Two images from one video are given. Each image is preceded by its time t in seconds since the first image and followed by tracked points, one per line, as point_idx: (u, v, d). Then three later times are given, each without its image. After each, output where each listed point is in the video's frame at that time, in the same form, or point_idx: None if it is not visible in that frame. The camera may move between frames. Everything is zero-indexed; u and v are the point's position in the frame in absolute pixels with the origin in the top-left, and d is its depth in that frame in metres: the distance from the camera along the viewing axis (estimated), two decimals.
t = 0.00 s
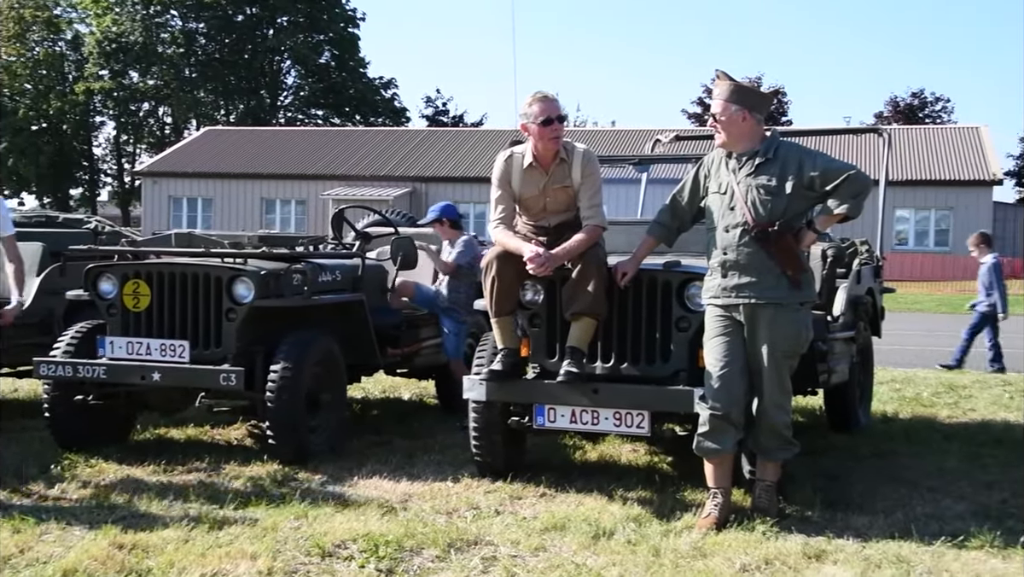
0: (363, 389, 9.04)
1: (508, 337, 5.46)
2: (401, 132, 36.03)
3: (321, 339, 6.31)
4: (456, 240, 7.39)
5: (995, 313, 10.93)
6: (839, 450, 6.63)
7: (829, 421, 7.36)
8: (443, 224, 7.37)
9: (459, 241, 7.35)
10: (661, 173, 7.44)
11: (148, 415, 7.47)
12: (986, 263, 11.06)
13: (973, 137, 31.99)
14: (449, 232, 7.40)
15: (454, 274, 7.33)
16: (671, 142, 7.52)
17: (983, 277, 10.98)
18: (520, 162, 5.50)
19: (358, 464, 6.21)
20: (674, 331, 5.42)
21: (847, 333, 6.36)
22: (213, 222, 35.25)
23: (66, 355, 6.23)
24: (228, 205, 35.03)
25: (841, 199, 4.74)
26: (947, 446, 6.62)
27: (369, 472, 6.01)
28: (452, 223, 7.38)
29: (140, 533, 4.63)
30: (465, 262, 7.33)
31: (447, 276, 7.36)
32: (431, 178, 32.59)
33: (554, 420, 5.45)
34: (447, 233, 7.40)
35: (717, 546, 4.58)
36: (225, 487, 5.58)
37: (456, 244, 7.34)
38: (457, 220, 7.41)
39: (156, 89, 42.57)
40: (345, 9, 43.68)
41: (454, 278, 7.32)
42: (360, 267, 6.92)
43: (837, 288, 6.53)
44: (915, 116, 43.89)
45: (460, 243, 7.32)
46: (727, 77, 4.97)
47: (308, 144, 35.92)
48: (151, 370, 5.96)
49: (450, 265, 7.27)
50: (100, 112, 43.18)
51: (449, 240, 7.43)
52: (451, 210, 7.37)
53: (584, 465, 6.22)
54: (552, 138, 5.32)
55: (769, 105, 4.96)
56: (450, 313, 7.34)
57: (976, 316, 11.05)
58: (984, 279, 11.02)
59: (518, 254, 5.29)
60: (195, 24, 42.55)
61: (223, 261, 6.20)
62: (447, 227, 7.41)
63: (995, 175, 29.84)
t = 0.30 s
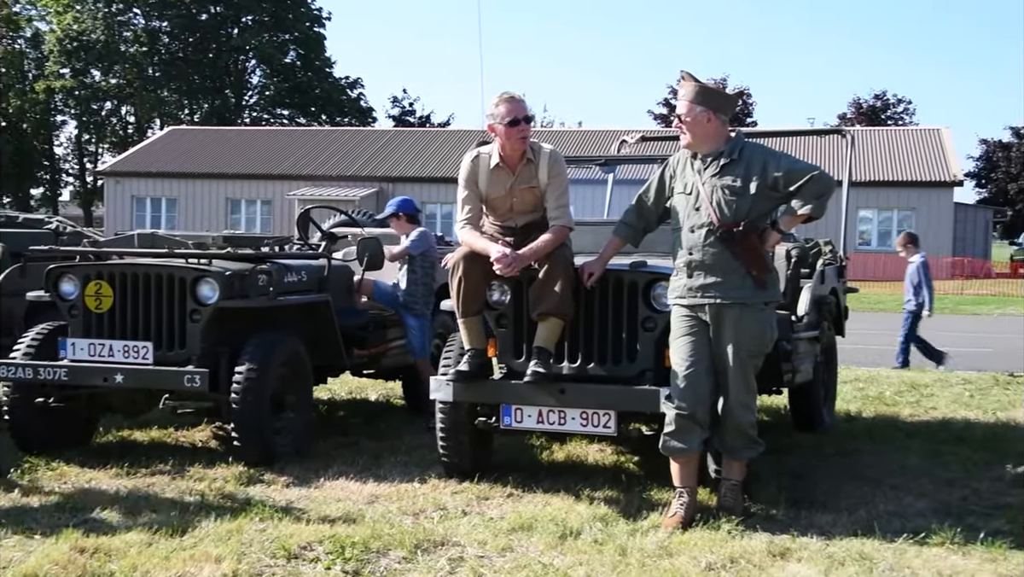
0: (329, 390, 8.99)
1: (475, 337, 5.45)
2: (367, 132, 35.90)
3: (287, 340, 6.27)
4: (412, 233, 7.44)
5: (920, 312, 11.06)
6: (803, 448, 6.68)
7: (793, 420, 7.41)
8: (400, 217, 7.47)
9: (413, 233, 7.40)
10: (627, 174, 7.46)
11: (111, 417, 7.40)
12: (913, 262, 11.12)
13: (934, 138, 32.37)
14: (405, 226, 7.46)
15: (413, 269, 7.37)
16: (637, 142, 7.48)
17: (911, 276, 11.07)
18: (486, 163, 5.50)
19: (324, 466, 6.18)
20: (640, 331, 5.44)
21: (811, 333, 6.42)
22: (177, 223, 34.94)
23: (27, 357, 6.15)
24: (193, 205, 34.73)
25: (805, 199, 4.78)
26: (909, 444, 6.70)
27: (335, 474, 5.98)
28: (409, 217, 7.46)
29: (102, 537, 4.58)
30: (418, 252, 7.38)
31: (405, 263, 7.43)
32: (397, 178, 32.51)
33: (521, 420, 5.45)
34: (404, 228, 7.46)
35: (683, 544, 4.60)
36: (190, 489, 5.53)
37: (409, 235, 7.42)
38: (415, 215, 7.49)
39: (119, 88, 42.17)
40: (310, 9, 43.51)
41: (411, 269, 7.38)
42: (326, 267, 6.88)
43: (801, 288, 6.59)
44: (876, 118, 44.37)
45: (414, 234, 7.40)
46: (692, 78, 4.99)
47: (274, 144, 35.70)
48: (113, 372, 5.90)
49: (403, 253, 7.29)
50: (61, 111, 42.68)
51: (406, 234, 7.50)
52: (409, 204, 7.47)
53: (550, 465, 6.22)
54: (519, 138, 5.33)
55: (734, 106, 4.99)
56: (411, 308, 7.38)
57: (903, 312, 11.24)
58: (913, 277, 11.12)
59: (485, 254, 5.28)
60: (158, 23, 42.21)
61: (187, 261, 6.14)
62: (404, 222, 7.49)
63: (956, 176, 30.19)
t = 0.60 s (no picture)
0: (296, 392, 8.94)
1: (443, 338, 5.45)
2: (334, 131, 35.74)
3: (253, 341, 6.23)
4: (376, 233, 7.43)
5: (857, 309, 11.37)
6: (769, 447, 6.73)
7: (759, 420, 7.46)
8: (363, 217, 7.47)
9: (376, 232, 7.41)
10: (594, 174, 7.48)
11: (73, 420, 7.32)
12: (848, 261, 11.47)
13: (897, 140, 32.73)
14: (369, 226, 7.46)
15: (377, 267, 7.39)
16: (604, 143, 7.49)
17: (846, 274, 11.42)
18: (454, 163, 5.49)
19: (290, 468, 6.14)
20: (607, 331, 5.46)
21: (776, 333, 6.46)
22: (141, 223, 34.62)
23: None
24: (157, 205, 34.41)
25: (770, 200, 4.81)
26: (873, 443, 6.76)
27: (301, 475, 5.95)
28: (372, 216, 7.47)
29: (64, 541, 4.53)
30: (381, 250, 7.39)
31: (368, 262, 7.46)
32: (365, 178, 32.41)
33: (488, 421, 5.44)
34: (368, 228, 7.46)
35: (650, 544, 4.62)
36: (154, 492, 5.48)
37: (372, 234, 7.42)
38: (378, 215, 7.50)
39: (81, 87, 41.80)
40: (276, 8, 43.30)
41: (374, 267, 7.39)
42: (293, 267, 6.84)
43: (767, 288, 6.62)
44: (841, 119, 44.76)
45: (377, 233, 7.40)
46: (659, 79, 5.01)
47: (239, 144, 35.47)
48: (76, 374, 5.84)
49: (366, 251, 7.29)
50: (22, 110, 42.16)
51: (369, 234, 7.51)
52: (373, 203, 7.49)
53: (518, 465, 6.23)
54: (486, 139, 5.32)
55: (700, 107, 5.02)
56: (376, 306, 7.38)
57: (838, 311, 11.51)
58: (847, 275, 11.46)
59: (452, 255, 5.28)
60: (121, 21, 41.86)
61: (151, 262, 6.08)
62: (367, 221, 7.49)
63: (919, 177, 30.52)
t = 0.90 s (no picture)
0: (259, 393, 8.88)
1: (407, 338, 5.43)
2: (298, 131, 35.53)
3: (216, 342, 6.18)
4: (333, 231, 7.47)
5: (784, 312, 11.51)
6: (732, 446, 6.77)
7: (723, 419, 7.50)
8: (318, 218, 7.56)
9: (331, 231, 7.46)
10: (559, 174, 7.49)
11: (32, 423, 7.22)
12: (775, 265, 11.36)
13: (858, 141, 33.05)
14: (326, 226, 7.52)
15: (333, 267, 7.40)
16: (568, 143, 7.51)
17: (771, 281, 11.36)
18: (418, 163, 5.48)
19: (254, 469, 6.10)
20: (571, 331, 5.47)
21: (740, 332, 6.50)
22: (102, 223, 34.23)
23: None
24: (118, 205, 34.04)
25: (733, 200, 4.84)
26: (834, 441, 6.82)
27: (265, 477, 5.91)
28: (327, 217, 7.54)
29: (23, 545, 4.47)
30: (336, 250, 7.41)
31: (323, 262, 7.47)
32: (329, 178, 32.26)
33: (454, 421, 5.43)
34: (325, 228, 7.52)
35: (615, 543, 4.63)
36: (114, 494, 5.42)
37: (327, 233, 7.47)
38: (333, 215, 7.57)
39: (40, 84, 41.29)
40: (239, 6, 43.01)
41: (331, 267, 7.40)
42: (256, 268, 6.79)
43: (731, 288, 6.66)
44: (803, 120, 45.13)
45: (332, 232, 7.42)
46: (623, 79, 5.03)
47: (202, 143, 35.16)
48: (34, 376, 5.77)
49: (322, 249, 7.30)
50: None
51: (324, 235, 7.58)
52: (327, 204, 7.57)
53: (483, 465, 6.22)
54: (450, 138, 5.32)
55: (664, 107, 5.04)
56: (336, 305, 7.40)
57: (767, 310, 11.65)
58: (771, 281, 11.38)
59: (416, 255, 5.26)
60: (80, 19, 41.39)
61: (112, 262, 6.02)
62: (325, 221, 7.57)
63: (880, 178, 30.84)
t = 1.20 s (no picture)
0: (221, 394, 8.81)
1: (371, 339, 5.41)
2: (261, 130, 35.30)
3: (177, 343, 6.11)
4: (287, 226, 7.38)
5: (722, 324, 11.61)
6: (696, 445, 6.81)
7: (686, 418, 7.54)
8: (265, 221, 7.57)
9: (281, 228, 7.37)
10: (523, 175, 7.50)
11: None
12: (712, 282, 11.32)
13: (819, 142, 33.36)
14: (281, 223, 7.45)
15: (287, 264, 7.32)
16: (532, 143, 7.51)
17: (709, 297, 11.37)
18: (382, 163, 5.46)
19: (216, 471, 6.05)
20: (536, 331, 5.48)
21: (703, 332, 6.55)
22: (61, 223, 33.80)
23: None
24: (77, 205, 33.63)
25: (695, 201, 4.87)
26: (796, 439, 6.89)
27: (227, 479, 5.86)
28: (274, 218, 7.56)
29: None
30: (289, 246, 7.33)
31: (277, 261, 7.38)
32: (292, 178, 32.08)
33: (419, 422, 5.41)
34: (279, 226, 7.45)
35: (579, 543, 4.64)
36: (73, 498, 5.35)
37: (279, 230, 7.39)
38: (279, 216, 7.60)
39: None
40: (200, 4, 42.66)
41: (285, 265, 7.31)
42: (218, 268, 6.73)
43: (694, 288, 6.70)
44: (765, 121, 45.49)
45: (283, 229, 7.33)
46: (586, 80, 5.04)
47: (163, 142, 34.83)
48: None
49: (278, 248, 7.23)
50: None
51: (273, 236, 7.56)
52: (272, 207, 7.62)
53: (448, 466, 6.22)
54: (414, 138, 5.31)
55: (627, 108, 5.05)
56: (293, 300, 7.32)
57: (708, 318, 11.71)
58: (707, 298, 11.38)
59: (380, 255, 5.25)
60: (38, 16, 40.85)
61: (71, 263, 5.95)
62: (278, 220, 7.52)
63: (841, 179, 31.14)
